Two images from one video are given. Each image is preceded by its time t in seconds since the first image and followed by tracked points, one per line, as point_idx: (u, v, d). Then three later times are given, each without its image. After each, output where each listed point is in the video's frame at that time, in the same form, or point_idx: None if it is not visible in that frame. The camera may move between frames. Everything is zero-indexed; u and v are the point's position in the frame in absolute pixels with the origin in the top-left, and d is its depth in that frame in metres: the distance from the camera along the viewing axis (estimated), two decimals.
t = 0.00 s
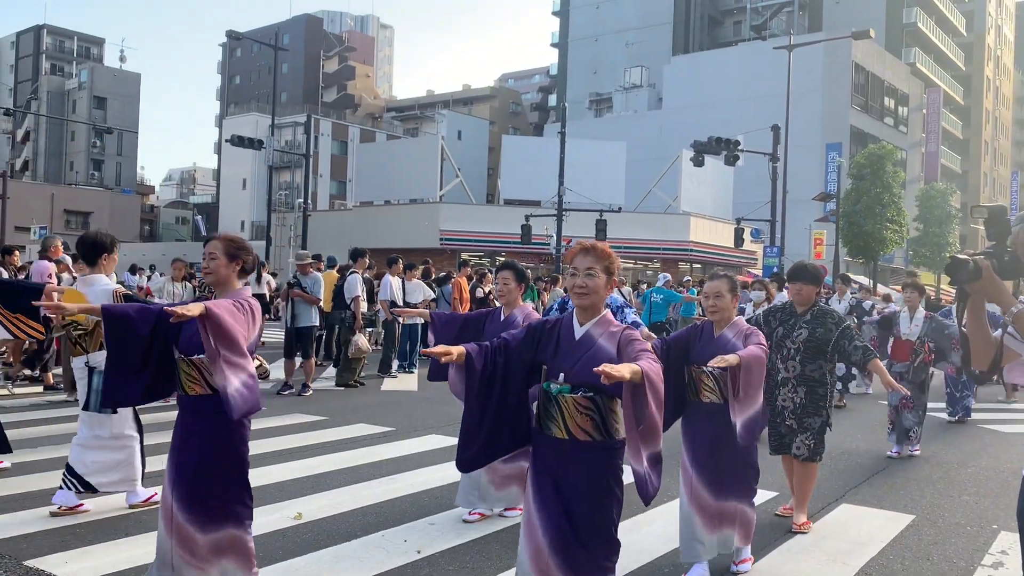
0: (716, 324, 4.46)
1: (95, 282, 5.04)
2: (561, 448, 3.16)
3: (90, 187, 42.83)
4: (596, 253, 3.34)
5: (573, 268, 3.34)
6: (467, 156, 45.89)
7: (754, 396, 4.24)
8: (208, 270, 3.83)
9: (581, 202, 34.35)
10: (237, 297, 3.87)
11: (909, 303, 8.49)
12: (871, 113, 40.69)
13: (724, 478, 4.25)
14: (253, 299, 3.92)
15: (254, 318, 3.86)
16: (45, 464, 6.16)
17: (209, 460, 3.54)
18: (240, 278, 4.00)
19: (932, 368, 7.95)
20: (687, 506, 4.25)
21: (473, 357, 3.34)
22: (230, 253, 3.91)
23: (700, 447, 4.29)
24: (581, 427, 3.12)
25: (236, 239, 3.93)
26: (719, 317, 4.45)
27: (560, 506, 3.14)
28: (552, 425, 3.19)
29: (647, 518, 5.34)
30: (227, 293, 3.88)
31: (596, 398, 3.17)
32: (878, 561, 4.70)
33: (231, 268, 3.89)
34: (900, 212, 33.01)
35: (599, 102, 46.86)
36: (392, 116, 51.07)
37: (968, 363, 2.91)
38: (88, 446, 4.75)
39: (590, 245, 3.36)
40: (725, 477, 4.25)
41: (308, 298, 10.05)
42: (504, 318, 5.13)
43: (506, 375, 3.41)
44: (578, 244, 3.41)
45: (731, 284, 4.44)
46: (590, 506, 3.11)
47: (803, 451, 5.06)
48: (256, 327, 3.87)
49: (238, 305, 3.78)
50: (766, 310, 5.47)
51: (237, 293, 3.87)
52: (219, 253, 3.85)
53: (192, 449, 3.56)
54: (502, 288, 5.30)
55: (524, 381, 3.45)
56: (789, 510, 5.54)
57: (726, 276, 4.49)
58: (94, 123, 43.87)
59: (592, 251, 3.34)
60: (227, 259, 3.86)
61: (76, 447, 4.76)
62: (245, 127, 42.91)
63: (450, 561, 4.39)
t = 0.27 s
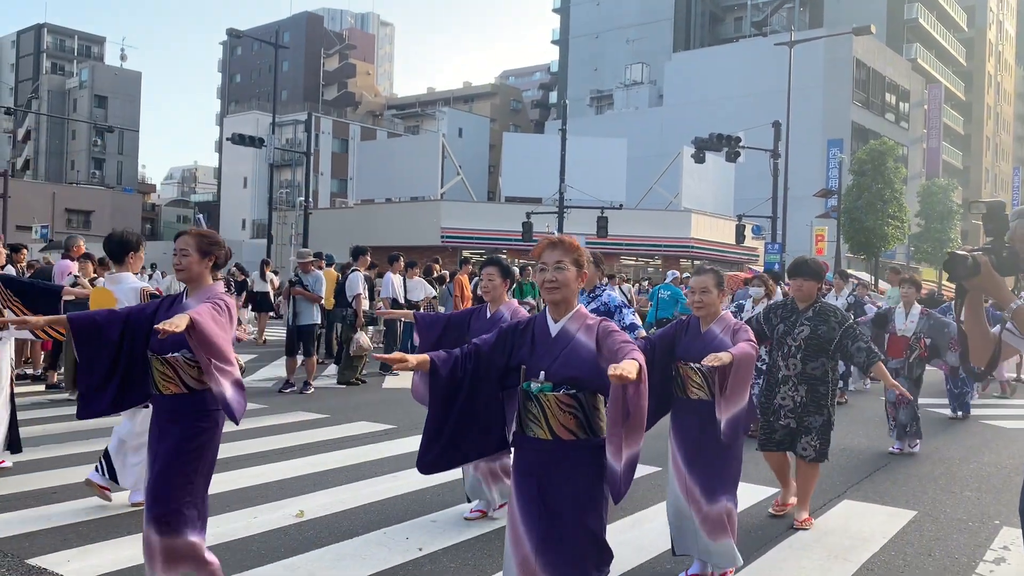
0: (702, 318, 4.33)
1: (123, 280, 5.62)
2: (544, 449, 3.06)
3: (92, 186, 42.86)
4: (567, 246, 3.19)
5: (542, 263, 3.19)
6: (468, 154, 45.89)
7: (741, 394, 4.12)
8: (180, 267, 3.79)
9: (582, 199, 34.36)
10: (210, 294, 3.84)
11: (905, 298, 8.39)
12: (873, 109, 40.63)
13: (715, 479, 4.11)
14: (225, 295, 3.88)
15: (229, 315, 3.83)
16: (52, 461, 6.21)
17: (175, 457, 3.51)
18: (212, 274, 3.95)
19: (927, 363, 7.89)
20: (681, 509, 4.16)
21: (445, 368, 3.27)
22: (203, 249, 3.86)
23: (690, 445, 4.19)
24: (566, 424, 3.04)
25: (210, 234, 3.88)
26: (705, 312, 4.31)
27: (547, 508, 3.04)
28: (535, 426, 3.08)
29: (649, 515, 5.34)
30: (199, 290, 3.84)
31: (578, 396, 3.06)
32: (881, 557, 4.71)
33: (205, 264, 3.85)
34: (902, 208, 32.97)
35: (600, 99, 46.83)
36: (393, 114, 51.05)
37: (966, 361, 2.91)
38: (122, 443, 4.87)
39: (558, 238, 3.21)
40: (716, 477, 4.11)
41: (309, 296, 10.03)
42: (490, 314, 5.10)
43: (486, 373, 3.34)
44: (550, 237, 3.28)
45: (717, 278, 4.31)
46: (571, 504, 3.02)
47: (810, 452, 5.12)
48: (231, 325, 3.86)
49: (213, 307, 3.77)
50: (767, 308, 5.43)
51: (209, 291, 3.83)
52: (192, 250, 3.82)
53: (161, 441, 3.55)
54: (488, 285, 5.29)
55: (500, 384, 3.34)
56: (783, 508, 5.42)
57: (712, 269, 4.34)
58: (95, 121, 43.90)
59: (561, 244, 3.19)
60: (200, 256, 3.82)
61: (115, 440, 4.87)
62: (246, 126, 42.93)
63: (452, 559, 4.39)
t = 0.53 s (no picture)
0: (698, 318, 4.12)
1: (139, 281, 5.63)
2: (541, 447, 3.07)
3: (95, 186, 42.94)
4: (542, 238, 3.24)
5: (519, 258, 3.22)
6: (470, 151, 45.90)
7: (730, 399, 3.94)
8: (160, 269, 3.76)
9: (585, 196, 34.35)
10: (190, 296, 3.82)
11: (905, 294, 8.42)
12: (875, 104, 40.55)
13: (707, 484, 3.95)
14: (207, 297, 3.86)
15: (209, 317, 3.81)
16: (58, 460, 6.25)
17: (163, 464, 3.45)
18: (194, 275, 3.92)
19: (930, 358, 7.78)
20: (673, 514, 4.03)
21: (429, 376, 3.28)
22: (183, 249, 3.83)
23: (683, 449, 4.03)
24: (561, 423, 3.05)
25: (188, 233, 3.83)
26: (701, 311, 4.10)
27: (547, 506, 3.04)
28: (530, 425, 3.09)
29: (652, 512, 5.35)
30: (180, 292, 3.82)
31: (571, 392, 3.06)
32: (885, 552, 4.71)
33: (185, 264, 3.82)
34: (905, 203, 32.90)
35: (602, 96, 46.81)
36: (394, 112, 51.06)
37: (965, 355, 2.91)
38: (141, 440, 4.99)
39: (535, 233, 3.25)
40: (707, 482, 3.95)
41: (312, 294, 10.05)
42: (483, 314, 4.93)
43: (482, 374, 3.34)
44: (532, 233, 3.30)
45: (713, 277, 4.11)
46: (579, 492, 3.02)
47: (814, 451, 5.03)
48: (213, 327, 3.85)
49: (192, 310, 3.74)
50: (764, 307, 5.36)
51: (189, 293, 3.82)
52: (171, 250, 3.78)
53: (147, 448, 3.49)
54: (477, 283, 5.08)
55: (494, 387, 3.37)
56: (755, 515, 5.14)
57: (707, 267, 4.13)
58: (97, 122, 43.97)
59: (538, 240, 3.23)
60: (181, 256, 3.79)
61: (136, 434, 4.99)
62: (248, 125, 42.98)
63: (456, 556, 4.41)
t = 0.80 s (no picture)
0: (704, 315, 4.06)
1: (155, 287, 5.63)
2: (553, 454, 3.05)
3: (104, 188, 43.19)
4: (547, 239, 3.15)
5: (525, 261, 3.18)
6: (477, 150, 45.94)
7: (739, 397, 3.80)
8: (147, 278, 3.51)
9: (593, 194, 34.35)
10: (179, 304, 3.55)
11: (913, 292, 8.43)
12: (883, 98, 40.33)
13: (708, 486, 3.84)
14: (198, 306, 3.58)
15: (199, 325, 3.54)
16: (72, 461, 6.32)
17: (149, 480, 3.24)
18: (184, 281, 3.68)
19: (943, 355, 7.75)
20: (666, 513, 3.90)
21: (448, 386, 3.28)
22: (172, 257, 3.58)
23: (681, 448, 3.90)
24: (566, 430, 3.03)
25: (175, 239, 3.57)
26: (707, 307, 4.03)
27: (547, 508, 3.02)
28: (537, 431, 3.09)
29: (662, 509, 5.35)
30: (169, 300, 3.55)
31: (576, 397, 3.05)
32: (896, 548, 4.70)
33: (173, 272, 3.56)
34: (914, 197, 32.74)
35: (608, 93, 46.77)
36: (401, 112, 51.14)
37: (974, 352, 2.91)
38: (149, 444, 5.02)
39: (539, 235, 3.18)
40: (706, 484, 3.83)
41: (320, 294, 10.10)
42: (483, 315, 4.90)
43: (495, 381, 3.33)
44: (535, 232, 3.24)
45: (720, 273, 4.02)
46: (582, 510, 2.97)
47: (812, 448, 4.92)
48: (205, 334, 3.58)
49: (179, 321, 3.46)
50: (753, 304, 5.23)
51: (176, 303, 3.53)
52: (158, 257, 3.54)
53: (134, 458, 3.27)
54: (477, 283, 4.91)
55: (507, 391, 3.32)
56: (763, 519, 5.03)
57: (715, 263, 4.06)
58: (106, 124, 44.22)
59: (542, 241, 3.16)
60: (169, 264, 3.54)
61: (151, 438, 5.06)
62: (256, 126, 43.10)
63: (467, 554, 4.43)
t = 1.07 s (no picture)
0: (721, 315, 4.04)
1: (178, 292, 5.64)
2: (568, 470, 2.75)
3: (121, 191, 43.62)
4: (552, 242, 2.92)
5: (530, 267, 2.94)
6: (491, 150, 45.98)
7: (753, 396, 3.79)
8: (150, 296, 3.50)
9: (607, 192, 34.28)
10: (181, 320, 3.53)
11: (930, 289, 8.35)
12: (899, 93, 39.99)
13: (718, 486, 3.78)
14: (200, 322, 3.56)
15: (201, 342, 3.52)
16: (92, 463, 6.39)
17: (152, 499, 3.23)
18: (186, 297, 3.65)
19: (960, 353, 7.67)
20: (663, 504, 3.78)
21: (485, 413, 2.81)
22: (173, 274, 3.56)
23: (691, 444, 3.83)
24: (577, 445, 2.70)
25: (174, 256, 3.56)
26: (724, 308, 4.02)
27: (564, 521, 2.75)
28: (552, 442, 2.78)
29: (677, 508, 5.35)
30: (172, 317, 3.53)
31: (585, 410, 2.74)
32: (916, 547, 4.67)
33: (176, 288, 3.55)
34: (932, 193, 32.44)
35: (622, 91, 46.65)
36: (415, 113, 51.26)
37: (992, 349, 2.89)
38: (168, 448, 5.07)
39: (547, 237, 2.93)
40: (714, 483, 3.78)
41: (336, 295, 10.16)
42: (490, 319, 4.81)
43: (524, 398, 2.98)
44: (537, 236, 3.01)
45: (734, 273, 3.99)
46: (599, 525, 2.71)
47: (815, 445, 4.79)
48: (207, 351, 3.56)
49: (180, 340, 3.44)
50: (755, 300, 5.11)
51: (177, 321, 3.51)
52: (160, 275, 3.52)
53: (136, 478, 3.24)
54: (484, 289, 5.08)
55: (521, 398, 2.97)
56: (779, 518, 4.99)
57: (729, 262, 4.03)
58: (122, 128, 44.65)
59: (547, 245, 2.91)
60: (171, 281, 3.53)
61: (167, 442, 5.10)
62: (271, 128, 43.38)
63: (482, 554, 4.44)
